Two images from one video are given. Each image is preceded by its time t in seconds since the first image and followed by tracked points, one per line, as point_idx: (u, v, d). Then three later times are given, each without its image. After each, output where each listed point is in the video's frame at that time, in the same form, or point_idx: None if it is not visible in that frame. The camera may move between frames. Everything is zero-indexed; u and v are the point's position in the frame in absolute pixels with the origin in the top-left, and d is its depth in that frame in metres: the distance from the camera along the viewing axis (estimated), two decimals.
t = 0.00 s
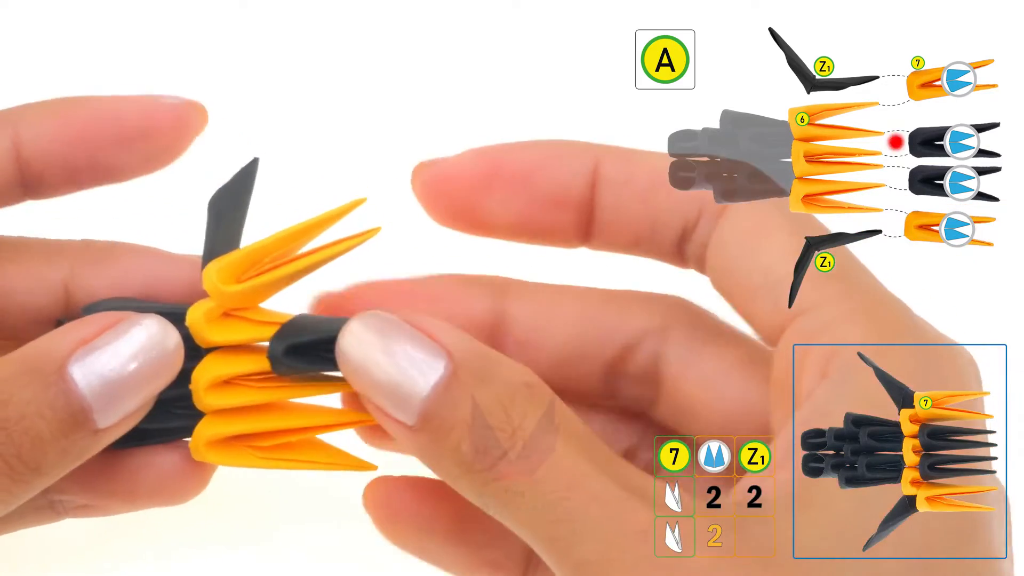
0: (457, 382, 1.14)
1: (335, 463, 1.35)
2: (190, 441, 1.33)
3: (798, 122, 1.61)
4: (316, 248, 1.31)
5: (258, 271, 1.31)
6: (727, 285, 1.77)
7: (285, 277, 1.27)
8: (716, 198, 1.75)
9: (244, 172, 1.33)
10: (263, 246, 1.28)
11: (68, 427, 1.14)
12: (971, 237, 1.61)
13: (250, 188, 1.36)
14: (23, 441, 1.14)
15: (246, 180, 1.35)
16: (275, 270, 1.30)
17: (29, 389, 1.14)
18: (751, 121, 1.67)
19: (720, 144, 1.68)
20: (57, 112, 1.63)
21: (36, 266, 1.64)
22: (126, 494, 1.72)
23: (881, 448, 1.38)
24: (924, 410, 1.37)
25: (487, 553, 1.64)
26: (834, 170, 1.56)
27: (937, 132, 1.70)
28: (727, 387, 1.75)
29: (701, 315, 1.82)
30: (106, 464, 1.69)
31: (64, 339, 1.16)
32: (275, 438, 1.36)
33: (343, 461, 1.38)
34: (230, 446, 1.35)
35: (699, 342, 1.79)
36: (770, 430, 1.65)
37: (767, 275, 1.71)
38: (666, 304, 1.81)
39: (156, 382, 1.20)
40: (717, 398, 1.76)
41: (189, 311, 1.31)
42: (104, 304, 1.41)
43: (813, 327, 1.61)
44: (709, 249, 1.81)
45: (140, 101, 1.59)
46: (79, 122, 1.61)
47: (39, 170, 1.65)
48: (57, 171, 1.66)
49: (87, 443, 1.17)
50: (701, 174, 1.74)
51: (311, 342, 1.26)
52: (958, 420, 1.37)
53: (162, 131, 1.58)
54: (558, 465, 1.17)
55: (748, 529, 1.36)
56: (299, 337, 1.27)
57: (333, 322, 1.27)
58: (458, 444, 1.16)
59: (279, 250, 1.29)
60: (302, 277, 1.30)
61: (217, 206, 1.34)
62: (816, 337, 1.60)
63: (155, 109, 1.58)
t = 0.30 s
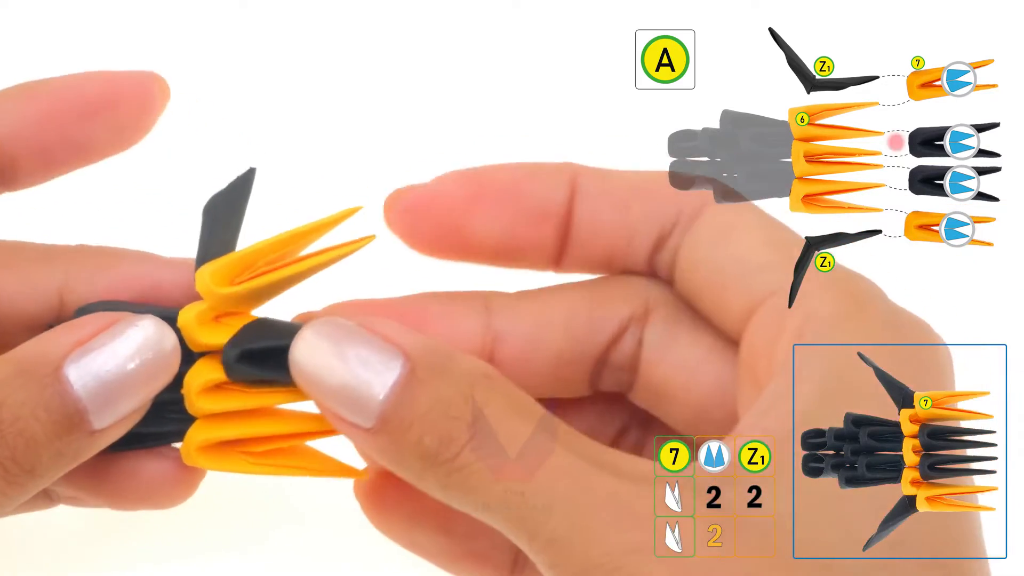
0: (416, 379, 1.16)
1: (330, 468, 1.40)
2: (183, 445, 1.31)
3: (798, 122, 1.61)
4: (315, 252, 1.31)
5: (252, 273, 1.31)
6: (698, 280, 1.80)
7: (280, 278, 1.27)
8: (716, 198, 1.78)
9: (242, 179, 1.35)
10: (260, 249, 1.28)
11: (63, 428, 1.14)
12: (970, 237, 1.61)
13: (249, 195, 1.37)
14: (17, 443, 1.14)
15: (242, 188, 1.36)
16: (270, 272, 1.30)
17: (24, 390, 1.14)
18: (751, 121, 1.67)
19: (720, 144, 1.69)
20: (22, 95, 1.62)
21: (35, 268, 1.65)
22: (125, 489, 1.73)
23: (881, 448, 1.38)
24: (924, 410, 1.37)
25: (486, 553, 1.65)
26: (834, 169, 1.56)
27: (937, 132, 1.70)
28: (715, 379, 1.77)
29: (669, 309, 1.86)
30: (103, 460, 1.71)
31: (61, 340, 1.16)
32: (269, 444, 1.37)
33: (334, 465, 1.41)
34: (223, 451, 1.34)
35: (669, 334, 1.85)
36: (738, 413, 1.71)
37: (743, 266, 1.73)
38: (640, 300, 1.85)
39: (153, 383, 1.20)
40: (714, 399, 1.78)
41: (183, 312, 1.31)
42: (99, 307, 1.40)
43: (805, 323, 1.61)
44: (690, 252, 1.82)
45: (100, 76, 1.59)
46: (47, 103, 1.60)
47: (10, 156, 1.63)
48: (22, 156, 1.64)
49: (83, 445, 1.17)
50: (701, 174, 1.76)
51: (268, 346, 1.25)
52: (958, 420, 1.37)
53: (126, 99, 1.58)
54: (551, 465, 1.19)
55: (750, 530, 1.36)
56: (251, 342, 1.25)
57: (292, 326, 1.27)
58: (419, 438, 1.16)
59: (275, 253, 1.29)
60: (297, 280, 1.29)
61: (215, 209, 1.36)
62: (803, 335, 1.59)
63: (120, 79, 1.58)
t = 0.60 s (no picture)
0: (418, 373, 1.16)
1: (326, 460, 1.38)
2: (184, 430, 1.34)
3: (798, 122, 1.61)
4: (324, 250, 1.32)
5: (261, 265, 1.33)
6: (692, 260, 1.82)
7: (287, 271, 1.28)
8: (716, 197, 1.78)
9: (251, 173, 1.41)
10: (269, 242, 1.30)
11: (70, 417, 1.14)
12: (970, 237, 1.61)
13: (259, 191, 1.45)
14: (25, 434, 1.14)
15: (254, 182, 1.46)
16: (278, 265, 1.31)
17: (30, 380, 1.14)
18: (751, 121, 1.68)
19: (720, 144, 1.69)
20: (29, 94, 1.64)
21: (35, 270, 1.65)
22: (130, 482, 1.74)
23: (881, 448, 1.38)
24: (924, 410, 1.37)
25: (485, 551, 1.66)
26: (834, 170, 1.56)
27: (937, 132, 1.70)
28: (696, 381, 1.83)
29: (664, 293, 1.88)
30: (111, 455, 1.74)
31: (64, 329, 1.16)
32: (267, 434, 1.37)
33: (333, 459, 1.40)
34: (222, 438, 1.36)
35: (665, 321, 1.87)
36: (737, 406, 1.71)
37: (738, 252, 1.75)
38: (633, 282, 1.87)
39: (158, 367, 1.20)
40: (715, 392, 1.79)
41: (188, 298, 1.32)
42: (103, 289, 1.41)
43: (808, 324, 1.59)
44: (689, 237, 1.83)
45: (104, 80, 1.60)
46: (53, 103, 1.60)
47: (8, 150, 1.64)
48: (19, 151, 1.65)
49: (90, 432, 1.18)
50: (701, 174, 1.75)
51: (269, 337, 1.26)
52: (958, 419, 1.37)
53: (126, 105, 1.58)
54: (554, 461, 1.19)
55: (750, 530, 1.36)
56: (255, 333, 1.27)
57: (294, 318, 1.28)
58: (424, 431, 1.16)
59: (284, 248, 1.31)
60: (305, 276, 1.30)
61: (226, 202, 1.42)
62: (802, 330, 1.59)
63: (122, 85, 1.58)
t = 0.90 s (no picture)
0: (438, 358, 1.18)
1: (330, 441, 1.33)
2: (187, 408, 1.33)
3: (799, 122, 1.62)
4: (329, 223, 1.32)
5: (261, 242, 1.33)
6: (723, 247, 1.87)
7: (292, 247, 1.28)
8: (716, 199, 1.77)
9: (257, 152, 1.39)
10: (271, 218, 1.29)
11: (81, 432, 1.15)
12: (970, 237, 1.62)
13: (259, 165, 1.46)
14: (33, 445, 1.13)
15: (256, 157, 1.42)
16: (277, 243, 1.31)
17: (41, 393, 1.14)
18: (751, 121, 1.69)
19: (720, 144, 1.71)
20: (51, 145, 1.72)
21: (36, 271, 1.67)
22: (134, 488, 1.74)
23: (882, 449, 1.51)
24: (925, 411, 1.49)
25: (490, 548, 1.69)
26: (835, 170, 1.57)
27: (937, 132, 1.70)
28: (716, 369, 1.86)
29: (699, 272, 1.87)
30: (116, 457, 1.74)
31: (73, 345, 1.17)
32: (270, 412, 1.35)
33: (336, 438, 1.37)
34: (225, 416, 1.35)
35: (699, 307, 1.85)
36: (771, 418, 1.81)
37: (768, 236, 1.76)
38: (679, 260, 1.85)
39: (164, 387, 1.23)
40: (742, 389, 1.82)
41: (190, 278, 1.35)
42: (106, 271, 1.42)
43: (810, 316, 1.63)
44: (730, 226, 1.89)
45: (133, 152, 1.70)
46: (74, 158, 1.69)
47: (19, 201, 1.73)
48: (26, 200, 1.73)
49: (93, 448, 1.18)
50: (701, 174, 1.75)
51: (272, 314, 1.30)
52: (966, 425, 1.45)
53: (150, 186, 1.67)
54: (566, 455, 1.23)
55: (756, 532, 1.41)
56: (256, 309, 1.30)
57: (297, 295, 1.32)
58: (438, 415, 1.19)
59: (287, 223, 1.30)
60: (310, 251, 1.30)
61: (228, 177, 1.40)
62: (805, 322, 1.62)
63: (149, 164, 1.68)
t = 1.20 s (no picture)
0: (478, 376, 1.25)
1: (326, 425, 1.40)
2: (189, 394, 1.40)
3: (799, 122, 1.67)
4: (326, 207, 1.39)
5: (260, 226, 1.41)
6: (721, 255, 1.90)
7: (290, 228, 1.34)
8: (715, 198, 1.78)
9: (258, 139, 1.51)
10: (270, 202, 1.37)
11: (84, 419, 1.15)
12: (969, 238, 1.64)
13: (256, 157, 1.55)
14: (37, 435, 1.13)
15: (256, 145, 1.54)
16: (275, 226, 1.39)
17: (42, 382, 1.13)
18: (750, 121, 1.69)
19: (720, 145, 1.71)
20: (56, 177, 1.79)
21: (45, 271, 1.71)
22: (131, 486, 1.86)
23: (882, 449, 1.55)
24: (925, 411, 1.52)
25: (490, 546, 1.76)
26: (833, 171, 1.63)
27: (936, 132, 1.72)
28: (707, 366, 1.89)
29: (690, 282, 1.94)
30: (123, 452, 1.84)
31: (73, 332, 1.18)
32: (269, 397, 1.43)
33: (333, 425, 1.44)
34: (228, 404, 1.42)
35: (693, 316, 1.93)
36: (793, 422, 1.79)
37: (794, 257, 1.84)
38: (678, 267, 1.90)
39: (165, 373, 1.24)
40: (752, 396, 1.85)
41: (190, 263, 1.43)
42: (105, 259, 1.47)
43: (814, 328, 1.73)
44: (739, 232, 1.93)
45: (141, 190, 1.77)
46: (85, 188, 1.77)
47: (21, 229, 1.76)
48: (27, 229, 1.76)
49: (98, 435, 1.19)
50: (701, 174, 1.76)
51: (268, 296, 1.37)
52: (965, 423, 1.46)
53: (155, 227, 1.73)
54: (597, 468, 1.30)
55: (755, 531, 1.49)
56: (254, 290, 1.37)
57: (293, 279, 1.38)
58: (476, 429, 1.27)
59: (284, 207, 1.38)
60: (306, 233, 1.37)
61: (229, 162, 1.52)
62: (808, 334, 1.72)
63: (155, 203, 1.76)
